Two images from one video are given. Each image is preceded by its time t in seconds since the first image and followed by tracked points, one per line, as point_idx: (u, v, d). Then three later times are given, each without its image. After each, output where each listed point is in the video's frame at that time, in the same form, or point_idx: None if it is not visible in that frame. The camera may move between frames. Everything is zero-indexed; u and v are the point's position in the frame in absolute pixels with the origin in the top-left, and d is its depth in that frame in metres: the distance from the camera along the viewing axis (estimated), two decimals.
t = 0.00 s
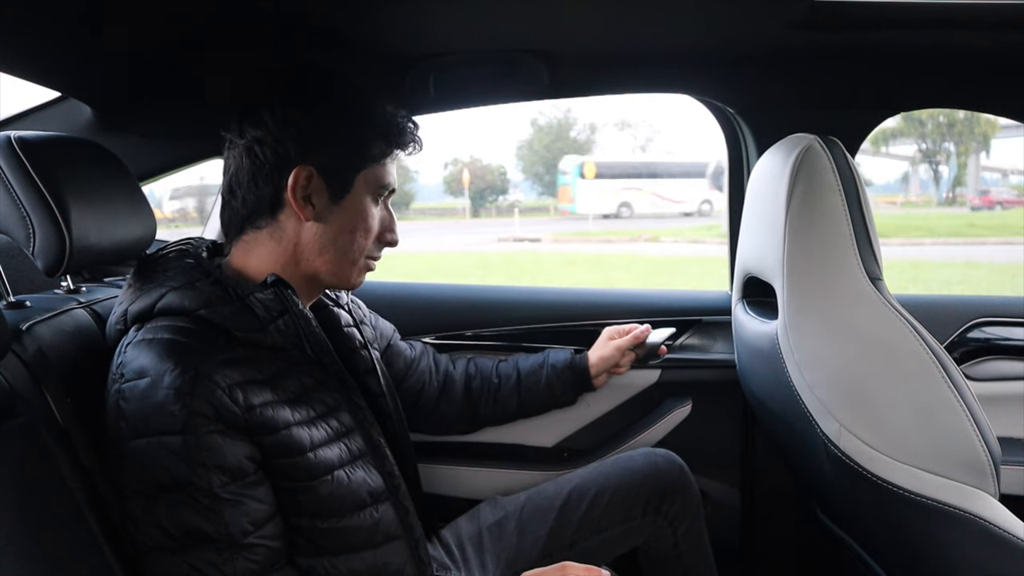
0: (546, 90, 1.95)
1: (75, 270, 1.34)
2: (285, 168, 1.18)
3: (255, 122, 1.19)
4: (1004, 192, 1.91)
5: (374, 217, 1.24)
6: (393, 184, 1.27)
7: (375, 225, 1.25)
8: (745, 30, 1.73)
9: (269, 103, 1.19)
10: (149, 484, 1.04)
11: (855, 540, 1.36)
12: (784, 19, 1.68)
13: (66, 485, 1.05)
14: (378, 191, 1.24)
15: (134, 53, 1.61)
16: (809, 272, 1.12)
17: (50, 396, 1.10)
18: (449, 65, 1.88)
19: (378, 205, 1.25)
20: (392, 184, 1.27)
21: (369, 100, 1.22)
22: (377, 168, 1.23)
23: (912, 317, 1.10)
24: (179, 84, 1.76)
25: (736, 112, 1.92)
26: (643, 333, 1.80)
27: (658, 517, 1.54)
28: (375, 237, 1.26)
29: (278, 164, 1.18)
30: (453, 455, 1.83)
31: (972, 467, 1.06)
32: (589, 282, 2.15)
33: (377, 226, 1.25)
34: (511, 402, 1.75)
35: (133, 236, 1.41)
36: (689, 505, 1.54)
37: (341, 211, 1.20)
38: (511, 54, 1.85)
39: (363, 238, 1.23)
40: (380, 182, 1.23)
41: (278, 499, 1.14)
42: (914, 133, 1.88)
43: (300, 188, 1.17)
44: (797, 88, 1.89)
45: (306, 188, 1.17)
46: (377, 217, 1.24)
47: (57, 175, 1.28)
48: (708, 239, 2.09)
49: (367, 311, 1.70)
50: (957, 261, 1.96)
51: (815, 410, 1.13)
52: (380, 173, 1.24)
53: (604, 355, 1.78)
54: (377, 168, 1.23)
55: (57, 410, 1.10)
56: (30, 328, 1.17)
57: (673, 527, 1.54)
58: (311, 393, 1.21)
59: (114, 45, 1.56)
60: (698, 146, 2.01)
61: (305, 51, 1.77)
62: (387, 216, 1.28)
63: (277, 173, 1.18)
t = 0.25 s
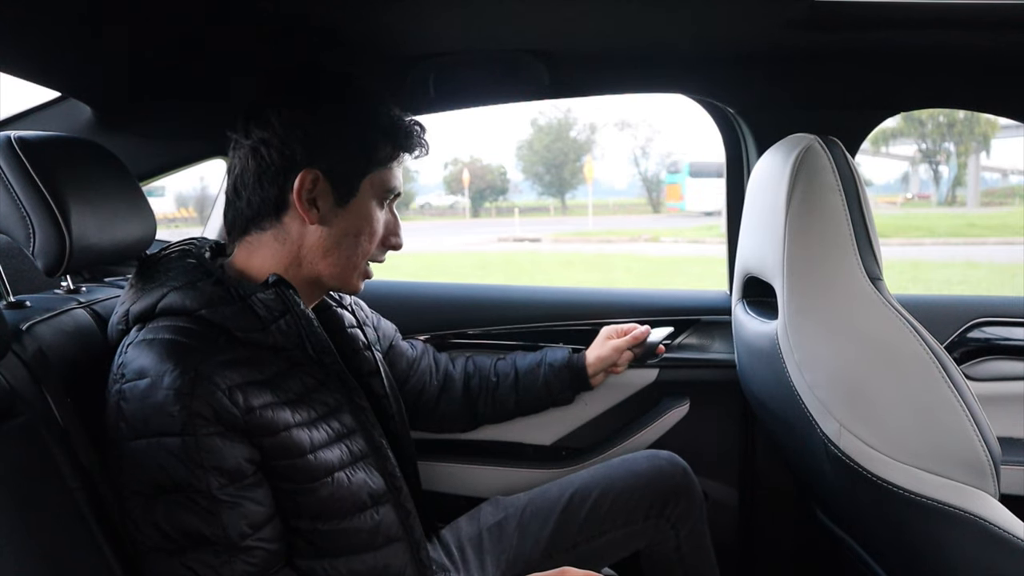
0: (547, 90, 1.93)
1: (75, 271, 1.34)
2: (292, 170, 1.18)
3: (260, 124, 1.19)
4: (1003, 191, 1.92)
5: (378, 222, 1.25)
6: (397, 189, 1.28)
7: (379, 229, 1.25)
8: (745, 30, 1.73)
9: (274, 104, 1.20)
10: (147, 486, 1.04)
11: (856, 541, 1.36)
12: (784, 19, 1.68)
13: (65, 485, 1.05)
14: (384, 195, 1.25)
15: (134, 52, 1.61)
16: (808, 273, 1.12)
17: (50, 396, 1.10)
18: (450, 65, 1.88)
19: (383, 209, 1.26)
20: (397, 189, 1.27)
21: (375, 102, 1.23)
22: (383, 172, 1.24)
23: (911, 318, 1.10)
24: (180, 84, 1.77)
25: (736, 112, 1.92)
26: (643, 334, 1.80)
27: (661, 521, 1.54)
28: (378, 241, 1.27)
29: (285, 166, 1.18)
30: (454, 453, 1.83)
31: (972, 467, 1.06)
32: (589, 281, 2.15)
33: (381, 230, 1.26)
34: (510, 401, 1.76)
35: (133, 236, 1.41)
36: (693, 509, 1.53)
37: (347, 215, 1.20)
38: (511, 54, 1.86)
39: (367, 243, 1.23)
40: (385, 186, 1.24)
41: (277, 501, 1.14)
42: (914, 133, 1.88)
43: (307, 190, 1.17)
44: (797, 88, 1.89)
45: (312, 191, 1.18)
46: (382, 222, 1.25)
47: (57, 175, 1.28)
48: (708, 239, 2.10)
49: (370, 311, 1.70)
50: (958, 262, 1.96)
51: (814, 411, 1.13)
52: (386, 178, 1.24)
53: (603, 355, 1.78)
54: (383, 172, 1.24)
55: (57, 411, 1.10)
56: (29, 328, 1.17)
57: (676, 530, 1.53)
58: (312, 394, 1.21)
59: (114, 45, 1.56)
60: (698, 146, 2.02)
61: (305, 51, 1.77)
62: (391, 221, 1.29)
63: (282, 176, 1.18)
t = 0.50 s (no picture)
0: (546, 90, 1.94)
1: (75, 271, 1.34)
2: (299, 170, 1.18)
3: (267, 125, 1.19)
4: (1004, 190, 1.91)
5: (387, 221, 1.24)
6: (406, 189, 1.27)
7: (388, 229, 1.25)
8: (746, 30, 1.73)
9: (282, 105, 1.20)
10: (153, 478, 1.04)
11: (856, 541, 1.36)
12: (785, 19, 1.68)
13: (65, 484, 1.05)
14: (392, 194, 1.24)
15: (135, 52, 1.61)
16: (809, 272, 1.12)
17: (50, 396, 1.10)
18: (449, 65, 1.88)
19: (391, 209, 1.25)
20: (405, 188, 1.27)
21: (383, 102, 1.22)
22: (391, 172, 1.23)
23: (912, 318, 1.10)
24: (180, 84, 1.77)
25: (736, 112, 1.92)
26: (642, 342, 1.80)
27: (663, 526, 1.53)
28: (388, 241, 1.26)
29: (293, 166, 1.18)
30: (452, 449, 1.82)
31: (972, 467, 1.06)
32: (589, 281, 2.15)
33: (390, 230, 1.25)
34: (508, 407, 1.76)
35: (133, 236, 1.41)
36: (695, 514, 1.53)
37: (355, 215, 1.20)
38: (511, 54, 1.86)
39: (376, 242, 1.23)
40: (393, 186, 1.24)
41: (281, 498, 1.14)
42: (914, 133, 1.88)
43: (314, 190, 1.17)
44: (797, 88, 1.89)
45: (320, 191, 1.18)
46: (390, 221, 1.24)
47: (57, 175, 1.28)
48: (708, 239, 2.11)
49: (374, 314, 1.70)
50: (957, 261, 1.96)
51: (815, 410, 1.13)
52: (394, 177, 1.24)
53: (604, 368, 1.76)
54: (391, 172, 1.24)
55: (58, 410, 1.10)
56: (29, 328, 1.17)
57: (677, 534, 1.52)
58: (318, 393, 1.21)
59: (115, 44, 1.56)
60: (698, 146, 2.02)
61: (305, 51, 1.77)
62: (401, 221, 1.28)
63: (290, 176, 1.18)
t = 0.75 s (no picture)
0: (546, 90, 1.95)
1: (75, 271, 1.34)
2: (306, 178, 1.18)
3: (271, 131, 1.19)
4: (1003, 191, 1.90)
5: (393, 227, 1.24)
6: (411, 193, 1.27)
7: (394, 235, 1.25)
8: (746, 30, 1.73)
9: (288, 110, 1.19)
10: (159, 479, 1.04)
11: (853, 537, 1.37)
12: (785, 19, 1.68)
13: (65, 484, 1.05)
14: (398, 200, 1.24)
15: (136, 52, 1.61)
16: (809, 273, 1.12)
17: (50, 395, 1.10)
18: (449, 65, 1.89)
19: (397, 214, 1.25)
20: (412, 193, 1.27)
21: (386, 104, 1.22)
22: (397, 178, 1.23)
23: (912, 318, 1.10)
24: (180, 84, 1.77)
25: (736, 112, 1.92)
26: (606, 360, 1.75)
27: (660, 522, 1.54)
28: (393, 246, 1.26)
29: (298, 172, 1.18)
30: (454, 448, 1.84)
31: (973, 467, 1.06)
32: (588, 281, 2.15)
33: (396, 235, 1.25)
34: (481, 427, 1.71)
35: (133, 236, 1.41)
36: (691, 510, 1.53)
37: (361, 222, 1.20)
38: (511, 55, 1.86)
39: (382, 249, 1.23)
40: (399, 193, 1.23)
41: (285, 497, 1.14)
42: (914, 133, 1.88)
43: (320, 198, 1.17)
44: (797, 88, 1.89)
45: (326, 199, 1.18)
46: (396, 227, 1.24)
47: (57, 176, 1.28)
48: (708, 239, 2.11)
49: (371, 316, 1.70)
50: (958, 262, 1.95)
51: (815, 410, 1.13)
52: (400, 183, 1.24)
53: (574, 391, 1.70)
54: (397, 178, 1.23)
55: (58, 410, 1.10)
56: (29, 328, 1.17)
57: (674, 530, 1.53)
58: (321, 392, 1.21)
59: (115, 44, 1.56)
60: (698, 147, 2.02)
61: (306, 51, 1.78)
62: (407, 225, 1.28)
63: (297, 183, 1.18)
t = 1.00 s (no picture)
0: (546, 90, 1.95)
1: (75, 271, 1.34)
2: (294, 178, 1.18)
3: (253, 134, 1.20)
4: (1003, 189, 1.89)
5: (387, 223, 1.24)
6: (404, 189, 1.27)
7: (387, 231, 1.25)
8: (746, 30, 1.73)
9: (274, 109, 1.19)
10: (156, 483, 1.04)
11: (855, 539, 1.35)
12: (785, 19, 1.68)
13: (65, 485, 1.06)
14: (389, 196, 1.24)
15: (136, 53, 1.61)
16: (809, 273, 1.12)
17: (50, 395, 1.10)
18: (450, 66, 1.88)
19: (390, 210, 1.25)
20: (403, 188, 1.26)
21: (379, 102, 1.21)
22: (387, 174, 1.22)
23: (912, 318, 1.10)
24: (181, 84, 1.77)
25: (736, 112, 1.92)
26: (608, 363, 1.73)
27: (657, 517, 1.53)
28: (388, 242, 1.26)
29: (286, 172, 1.18)
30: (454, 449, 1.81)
31: (973, 467, 1.06)
32: (588, 281, 2.14)
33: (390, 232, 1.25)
34: (475, 434, 1.70)
35: (133, 236, 1.41)
36: (687, 504, 1.53)
37: (352, 221, 1.20)
38: (512, 55, 1.86)
39: (375, 245, 1.23)
40: (390, 188, 1.23)
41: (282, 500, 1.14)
42: (914, 133, 1.88)
43: (310, 198, 1.17)
44: (798, 88, 1.89)
45: (315, 198, 1.17)
46: (389, 223, 1.24)
47: (57, 176, 1.28)
48: (708, 239, 2.10)
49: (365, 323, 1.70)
50: (958, 262, 1.95)
51: (815, 411, 1.13)
52: (391, 179, 1.23)
53: (569, 381, 1.72)
54: (387, 173, 1.23)
55: (58, 411, 1.10)
56: (29, 328, 1.17)
57: (671, 525, 1.52)
58: (317, 393, 1.21)
59: (115, 45, 1.56)
60: (698, 147, 2.02)
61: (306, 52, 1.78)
62: (401, 220, 1.28)
63: (286, 182, 1.18)
